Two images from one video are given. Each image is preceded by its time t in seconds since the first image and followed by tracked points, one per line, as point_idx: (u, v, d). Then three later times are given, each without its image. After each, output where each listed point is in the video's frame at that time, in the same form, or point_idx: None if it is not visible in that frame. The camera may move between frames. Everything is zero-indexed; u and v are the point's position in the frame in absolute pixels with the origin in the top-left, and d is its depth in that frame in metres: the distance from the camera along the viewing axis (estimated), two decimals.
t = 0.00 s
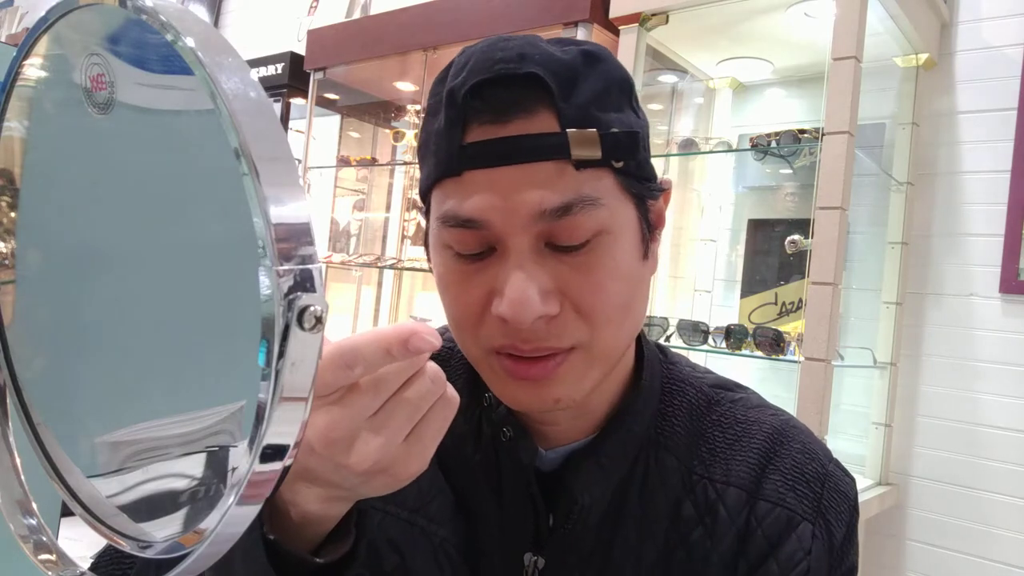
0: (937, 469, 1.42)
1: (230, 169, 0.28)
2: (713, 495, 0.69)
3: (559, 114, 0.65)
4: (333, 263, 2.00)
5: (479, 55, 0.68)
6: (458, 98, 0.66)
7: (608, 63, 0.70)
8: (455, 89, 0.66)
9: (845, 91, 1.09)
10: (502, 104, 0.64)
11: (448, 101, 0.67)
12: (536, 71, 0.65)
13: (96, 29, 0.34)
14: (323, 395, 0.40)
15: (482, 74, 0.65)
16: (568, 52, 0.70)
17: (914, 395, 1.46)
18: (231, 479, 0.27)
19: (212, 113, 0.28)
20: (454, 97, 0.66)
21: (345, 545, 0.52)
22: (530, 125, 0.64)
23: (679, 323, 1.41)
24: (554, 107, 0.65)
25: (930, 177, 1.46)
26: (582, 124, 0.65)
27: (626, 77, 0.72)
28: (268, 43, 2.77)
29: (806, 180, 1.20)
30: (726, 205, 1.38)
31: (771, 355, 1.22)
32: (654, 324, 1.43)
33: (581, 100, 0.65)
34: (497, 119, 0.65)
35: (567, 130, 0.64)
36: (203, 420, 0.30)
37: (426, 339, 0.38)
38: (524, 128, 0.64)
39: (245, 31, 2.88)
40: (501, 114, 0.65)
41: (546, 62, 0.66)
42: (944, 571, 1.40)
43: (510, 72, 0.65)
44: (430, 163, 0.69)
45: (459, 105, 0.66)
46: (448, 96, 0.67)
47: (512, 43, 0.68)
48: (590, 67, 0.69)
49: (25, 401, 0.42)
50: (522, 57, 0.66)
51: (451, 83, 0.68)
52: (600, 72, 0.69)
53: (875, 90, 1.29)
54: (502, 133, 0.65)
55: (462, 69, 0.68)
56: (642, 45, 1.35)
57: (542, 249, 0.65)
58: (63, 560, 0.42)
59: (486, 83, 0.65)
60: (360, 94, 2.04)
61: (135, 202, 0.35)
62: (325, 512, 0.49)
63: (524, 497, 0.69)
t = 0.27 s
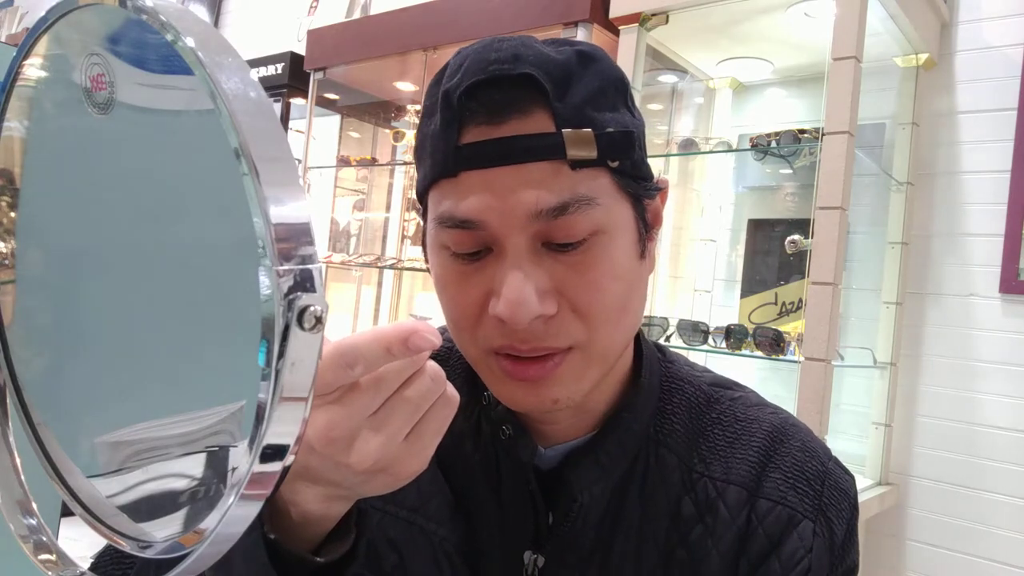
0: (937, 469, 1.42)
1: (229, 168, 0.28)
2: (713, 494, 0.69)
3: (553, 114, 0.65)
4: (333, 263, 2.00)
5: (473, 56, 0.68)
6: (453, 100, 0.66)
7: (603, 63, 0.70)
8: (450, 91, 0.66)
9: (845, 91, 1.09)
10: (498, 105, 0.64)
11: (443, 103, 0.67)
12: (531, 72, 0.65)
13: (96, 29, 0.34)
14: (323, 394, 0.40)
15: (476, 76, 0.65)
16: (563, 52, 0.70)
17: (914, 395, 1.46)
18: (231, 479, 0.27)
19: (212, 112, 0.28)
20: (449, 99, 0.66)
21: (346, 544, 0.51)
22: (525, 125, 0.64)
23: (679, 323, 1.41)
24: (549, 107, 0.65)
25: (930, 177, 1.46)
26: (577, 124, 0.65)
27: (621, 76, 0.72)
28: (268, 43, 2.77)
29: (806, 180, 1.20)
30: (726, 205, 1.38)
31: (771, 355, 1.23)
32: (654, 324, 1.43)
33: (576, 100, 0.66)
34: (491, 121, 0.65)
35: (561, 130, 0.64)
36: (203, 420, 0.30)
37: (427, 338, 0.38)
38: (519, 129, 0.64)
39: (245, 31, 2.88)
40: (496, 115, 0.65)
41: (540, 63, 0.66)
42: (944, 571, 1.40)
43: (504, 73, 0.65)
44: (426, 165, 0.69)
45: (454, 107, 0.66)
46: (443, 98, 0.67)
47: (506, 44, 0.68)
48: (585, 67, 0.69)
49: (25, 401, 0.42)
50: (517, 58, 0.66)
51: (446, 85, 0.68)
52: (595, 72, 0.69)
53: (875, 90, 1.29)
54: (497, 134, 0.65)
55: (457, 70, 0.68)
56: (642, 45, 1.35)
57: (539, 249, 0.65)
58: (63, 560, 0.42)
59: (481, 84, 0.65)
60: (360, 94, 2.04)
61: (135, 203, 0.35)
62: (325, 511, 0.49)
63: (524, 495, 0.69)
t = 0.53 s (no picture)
0: (937, 469, 1.42)
1: (230, 168, 0.28)
2: (713, 494, 0.69)
3: (562, 113, 0.65)
4: (333, 263, 2.00)
5: (481, 54, 0.68)
6: (462, 96, 0.66)
7: (609, 64, 0.71)
8: (458, 88, 0.67)
9: (845, 91, 1.09)
10: (507, 102, 0.65)
11: (451, 100, 0.67)
12: (541, 70, 0.65)
13: (96, 29, 0.34)
14: (323, 396, 0.40)
15: (485, 73, 0.65)
16: (571, 52, 0.70)
17: (914, 395, 1.46)
18: (231, 479, 0.27)
19: (213, 112, 0.28)
20: (457, 96, 0.66)
21: (346, 546, 0.51)
22: (534, 123, 0.65)
23: (679, 323, 1.41)
24: (558, 106, 0.65)
25: (930, 177, 1.46)
26: (585, 123, 0.66)
27: (627, 78, 0.72)
28: (268, 43, 2.77)
29: (806, 180, 1.20)
30: (726, 205, 1.38)
31: (771, 355, 1.23)
32: (654, 324, 1.43)
33: (584, 99, 0.66)
34: (500, 118, 0.65)
35: (569, 129, 0.64)
36: (203, 420, 0.30)
37: (427, 340, 0.38)
38: (528, 127, 0.65)
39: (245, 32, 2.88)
40: (504, 112, 0.65)
41: (549, 61, 0.67)
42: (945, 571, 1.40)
43: (515, 70, 0.65)
44: (432, 162, 0.69)
45: (463, 104, 0.66)
46: (451, 95, 0.67)
47: (515, 42, 0.69)
48: (592, 66, 0.69)
49: (25, 401, 0.42)
50: (526, 56, 0.67)
51: (453, 82, 0.68)
52: (602, 72, 0.69)
53: (875, 90, 1.29)
54: (505, 131, 0.65)
55: (465, 68, 0.68)
56: (642, 45, 1.35)
57: (545, 248, 0.65)
58: (63, 560, 0.42)
59: (490, 81, 0.65)
60: (360, 94, 2.04)
61: (135, 203, 0.35)
62: (325, 512, 0.49)
63: (524, 496, 0.69)
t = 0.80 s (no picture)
0: (937, 469, 1.42)
1: (230, 167, 0.28)
2: (716, 495, 0.69)
3: (572, 113, 0.65)
4: (333, 263, 2.00)
5: (491, 53, 0.68)
6: (472, 94, 0.66)
7: (619, 65, 0.71)
8: (468, 86, 0.66)
9: (845, 91, 1.09)
10: (518, 101, 0.65)
11: (460, 98, 0.67)
12: (552, 70, 0.65)
13: (96, 29, 0.34)
14: (326, 399, 0.40)
15: (495, 72, 0.66)
16: (580, 52, 0.70)
17: (914, 395, 1.46)
18: (232, 479, 0.27)
19: (213, 112, 0.28)
20: (466, 94, 0.66)
21: (347, 548, 0.51)
22: (543, 123, 0.65)
23: (679, 323, 1.41)
24: (568, 106, 0.65)
25: (930, 177, 1.46)
26: (595, 124, 0.66)
27: (635, 79, 0.73)
28: (268, 43, 2.77)
29: (806, 180, 1.20)
30: (726, 205, 1.38)
31: (771, 355, 1.23)
32: (654, 325, 1.43)
33: (593, 100, 0.66)
34: (510, 117, 0.65)
35: (579, 129, 0.65)
36: (203, 420, 0.30)
37: (431, 344, 0.38)
38: (537, 126, 0.65)
39: (245, 32, 2.88)
40: (515, 111, 0.65)
41: (560, 61, 0.67)
42: (945, 571, 1.40)
43: (525, 69, 0.65)
44: (440, 160, 0.69)
45: (472, 102, 0.66)
46: (460, 93, 0.67)
47: (525, 41, 0.69)
48: (602, 67, 0.70)
49: (26, 401, 0.42)
50: (537, 56, 0.67)
51: (462, 80, 0.68)
52: (612, 73, 0.70)
53: (875, 90, 1.29)
54: (515, 131, 0.65)
55: (474, 66, 0.68)
56: (642, 45, 1.35)
57: (554, 248, 0.65)
58: (63, 560, 0.42)
59: (501, 80, 0.65)
60: (360, 94, 2.04)
61: (135, 203, 0.35)
62: (326, 514, 0.49)
63: (525, 497, 0.69)
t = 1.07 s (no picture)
0: (937, 469, 1.42)
1: (231, 167, 0.28)
2: (716, 495, 0.69)
3: (581, 112, 0.66)
4: (333, 263, 2.00)
5: (501, 50, 0.69)
6: (481, 91, 0.66)
7: (627, 65, 0.72)
8: (478, 83, 0.67)
9: (845, 91, 1.09)
10: (528, 98, 0.65)
11: (470, 95, 0.67)
12: (563, 69, 0.66)
13: (96, 29, 0.34)
14: (328, 401, 0.40)
15: (505, 69, 0.66)
16: (589, 52, 0.71)
17: (914, 395, 1.46)
18: (232, 479, 0.27)
19: (213, 112, 0.28)
20: (476, 91, 0.67)
21: (348, 548, 0.51)
22: (553, 121, 0.65)
23: (679, 323, 1.41)
24: (577, 104, 0.66)
25: (930, 177, 1.46)
26: (604, 123, 0.67)
27: (643, 80, 0.73)
28: (268, 43, 2.77)
29: (806, 180, 1.20)
30: (726, 205, 1.38)
31: (771, 355, 1.22)
32: (654, 325, 1.44)
33: (602, 100, 0.67)
34: (519, 114, 0.65)
35: (589, 127, 0.65)
36: (204, 420, 0.30)
37: (433, 346, 0.38)
38: (547, 125, 0.65)
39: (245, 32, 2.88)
40: (524, 109, 0.65)
41: (570, 60, 0.68)
42: (944, 571, 1.40)
43: (534, 67, 0.65)
44: (447, 156, 0.69)
45: (482, 99, 0.66)
46: (469, 90, 0.67)
47: (536, 39, 0.69)
48: (610, 67, 0.70)
49: (25, 401, 0.42)
50: (548, 54, 0.67)
51: (471, 77, 0.68)
52: (620, 73, 0.71)
53: (875, 90, 1.29)
54: (525, 128, 0.65)
55: (484, 63, 0.69)
56: (643, 45, 1.35)
57: (560, 247, 0.65)
58: (63, 560, 0.42)
59: (511, 76, 0.65)
60: (360, 94, 2.04)
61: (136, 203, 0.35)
62: (327, 515, 0.49)
63: (526, 497, 0.69)
